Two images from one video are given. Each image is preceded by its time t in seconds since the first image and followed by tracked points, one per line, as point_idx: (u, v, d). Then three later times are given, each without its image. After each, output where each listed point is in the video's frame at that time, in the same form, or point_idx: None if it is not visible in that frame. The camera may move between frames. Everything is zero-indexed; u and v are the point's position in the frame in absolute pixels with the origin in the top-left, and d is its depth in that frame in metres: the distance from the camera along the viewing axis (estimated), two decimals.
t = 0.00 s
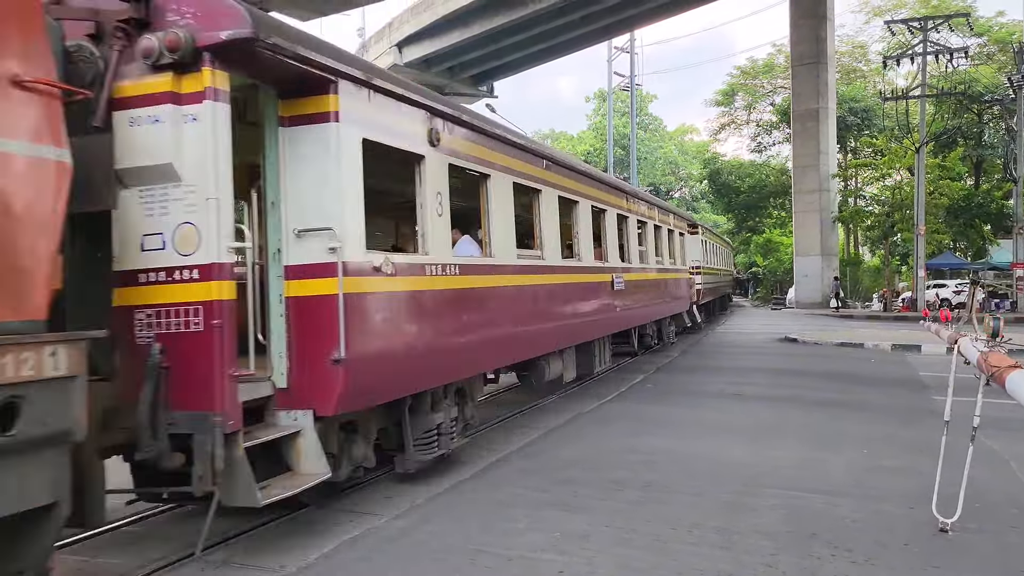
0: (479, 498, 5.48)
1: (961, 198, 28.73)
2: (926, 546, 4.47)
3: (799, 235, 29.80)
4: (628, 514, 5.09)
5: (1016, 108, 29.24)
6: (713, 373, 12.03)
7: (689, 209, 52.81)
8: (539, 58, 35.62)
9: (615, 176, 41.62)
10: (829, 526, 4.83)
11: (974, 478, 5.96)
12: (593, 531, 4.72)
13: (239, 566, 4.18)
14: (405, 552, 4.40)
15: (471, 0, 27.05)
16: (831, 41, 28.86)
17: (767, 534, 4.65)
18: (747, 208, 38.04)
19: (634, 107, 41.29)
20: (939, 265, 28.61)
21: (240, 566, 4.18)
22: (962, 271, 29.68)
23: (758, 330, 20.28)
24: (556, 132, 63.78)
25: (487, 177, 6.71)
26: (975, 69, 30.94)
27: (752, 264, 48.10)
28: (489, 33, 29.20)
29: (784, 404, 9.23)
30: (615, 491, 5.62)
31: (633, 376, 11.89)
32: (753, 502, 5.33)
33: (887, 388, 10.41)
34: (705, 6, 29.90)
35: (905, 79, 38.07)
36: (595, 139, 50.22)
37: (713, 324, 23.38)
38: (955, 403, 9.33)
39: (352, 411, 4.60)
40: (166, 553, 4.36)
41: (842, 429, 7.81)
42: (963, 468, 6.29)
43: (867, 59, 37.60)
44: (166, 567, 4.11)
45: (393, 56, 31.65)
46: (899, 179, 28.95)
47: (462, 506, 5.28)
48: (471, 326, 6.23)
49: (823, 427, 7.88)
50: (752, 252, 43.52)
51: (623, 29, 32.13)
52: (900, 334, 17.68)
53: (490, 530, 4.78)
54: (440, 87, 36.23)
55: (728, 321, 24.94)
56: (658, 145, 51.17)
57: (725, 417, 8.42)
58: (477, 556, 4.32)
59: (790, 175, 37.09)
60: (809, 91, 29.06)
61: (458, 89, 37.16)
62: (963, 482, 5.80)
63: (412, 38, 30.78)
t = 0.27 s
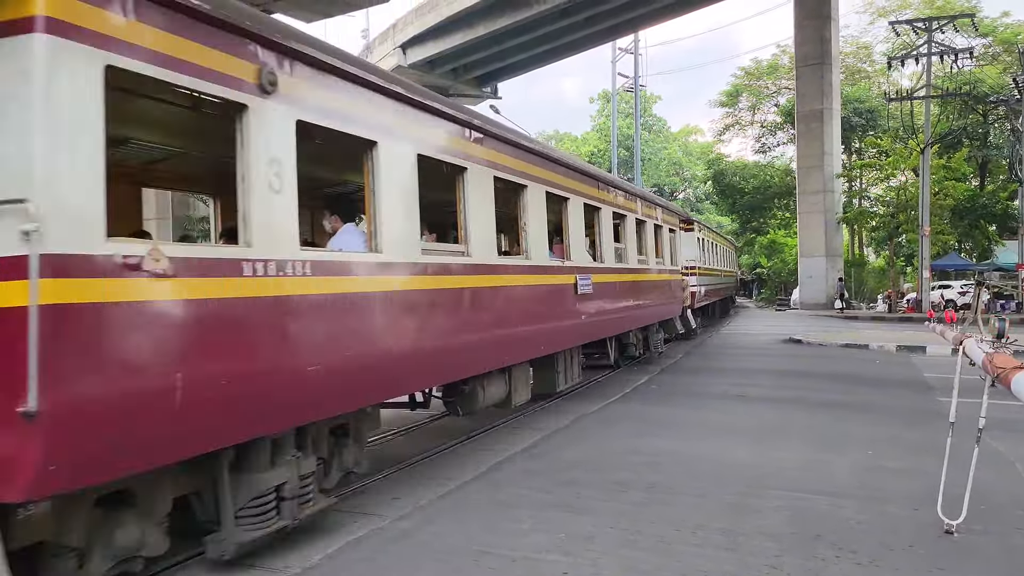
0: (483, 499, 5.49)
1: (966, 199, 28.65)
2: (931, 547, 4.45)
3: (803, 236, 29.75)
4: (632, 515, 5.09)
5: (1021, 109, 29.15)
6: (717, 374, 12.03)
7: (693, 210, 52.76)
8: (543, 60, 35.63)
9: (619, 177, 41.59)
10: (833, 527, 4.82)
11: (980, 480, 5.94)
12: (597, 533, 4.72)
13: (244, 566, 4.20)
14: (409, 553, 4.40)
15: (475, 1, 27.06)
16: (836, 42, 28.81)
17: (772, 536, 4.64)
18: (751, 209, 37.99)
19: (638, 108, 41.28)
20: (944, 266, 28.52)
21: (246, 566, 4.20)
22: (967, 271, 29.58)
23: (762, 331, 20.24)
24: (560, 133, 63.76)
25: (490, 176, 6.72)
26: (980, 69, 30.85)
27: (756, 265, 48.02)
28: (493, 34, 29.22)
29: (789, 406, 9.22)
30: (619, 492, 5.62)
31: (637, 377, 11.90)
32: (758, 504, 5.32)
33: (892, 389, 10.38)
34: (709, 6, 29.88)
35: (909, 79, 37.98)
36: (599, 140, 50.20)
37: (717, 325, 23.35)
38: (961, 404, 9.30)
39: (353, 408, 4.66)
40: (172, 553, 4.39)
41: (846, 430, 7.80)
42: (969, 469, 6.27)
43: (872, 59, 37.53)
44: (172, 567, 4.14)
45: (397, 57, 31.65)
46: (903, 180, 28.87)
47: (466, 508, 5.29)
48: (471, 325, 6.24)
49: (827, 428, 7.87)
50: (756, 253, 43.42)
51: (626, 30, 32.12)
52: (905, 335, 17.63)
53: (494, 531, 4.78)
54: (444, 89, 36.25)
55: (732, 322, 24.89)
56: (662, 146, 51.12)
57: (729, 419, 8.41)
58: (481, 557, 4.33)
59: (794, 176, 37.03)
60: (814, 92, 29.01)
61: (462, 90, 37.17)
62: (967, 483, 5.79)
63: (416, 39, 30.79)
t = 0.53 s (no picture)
0: (487, 500, 5.49)
1: (971, 199, 28.57)
2: (936, 549, 4.44)
3: (808, 237, 29.70)
4: (636, 516, 5.09)
5: None
6: (721, 375, 12.02)
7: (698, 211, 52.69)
8: (547, 60, 35.63)
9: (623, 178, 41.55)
10: (838, 528, 4.81)
11: (985, 481, 5.93)
12: (601, 534, 4.72)
13: (248, 566, 4.21)
14: (413, 553, 4.41)
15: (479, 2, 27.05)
16: (841, 43, 28.74)
17: (776, 537, 4.64)
18: (756, 209, 37.93)
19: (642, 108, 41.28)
20: (949, 267, 28.42)
21: (250, 566, 4.21)
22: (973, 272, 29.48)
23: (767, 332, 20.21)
24: (564, 134, 63.74)
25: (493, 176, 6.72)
26: (985, 69, 30.77)
27: (761, 266, 47.93)
28: (497, 35, 29.22)
29: (794, 407, 9.20)
30: (623, 493, 5.62)
31: (641, 378, 11.91)
32: (762, 505, 5.32)
33: (897, 391, 10.36)
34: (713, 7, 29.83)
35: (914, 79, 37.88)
36: (603, 140, 50.17)
37: (721, 326, 23.30)
38: (966, 405, 9.28)
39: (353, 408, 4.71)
40: (177, 554, 4.40)
41: (851, 431, 7.79)
42: (974, 471, 6.25)
43: (877, 59, 37.46)
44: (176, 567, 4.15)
45: (401, 58, 31.63)
46: (908, 181, 28.78)
47: (470, 508, 5.29)
48: (473, 325, 6.23)
49: (832, 429, 7.85)
50: (760, 254, 43.35)
51: (630, 31, 32.10)
52: (910, 336, 17.59)
53: (498, 531, 4.79)
54: (448, 90, 36.28)
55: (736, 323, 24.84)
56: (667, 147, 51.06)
57: (733, 420, 8.40)
58: (484, 558, 4.33)
59: (799, 176, 36.95)
60: (819, 93, 28.94)
61: (466, 91, 37.18)
62: (972, 484, 5.77)
63: (420, 40, 30.80)
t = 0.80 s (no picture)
0: (491, 500, 5.50)
1: (975, 200, 28.48)
2: (942, 550, 4.44)
3: (812, 238, 29.65)
4: (641, 517, 5.09)
5: None
6: (725, 376, 12.01)
7: (702, 212, 52.64)
8: (551, 61, 35.62)
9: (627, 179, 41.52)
10: (843, 530, 4.81)
11: (990, 483, 5.91)
12: (605, 535, 4.72)
13: (253, 566, 4.23)
14: (416, 554, 4.42)
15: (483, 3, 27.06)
16: (845, 43, 28.69)
17: (781, 538, 4.64)
18: (760, 210, 37.89)
19: (646, 109, 41.28)
20: (954, 268, 28.33)
21: (254, 566, 4.22)
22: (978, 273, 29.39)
23: (771, 333, 20.17)
24: (568, 135, 63.74)
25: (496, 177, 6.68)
26: (990, 69, 30.68)
27: (765, 267, 47.87)
28: (501, 36, 29.23)
29: (799, 408, 9.19)
30: (628, 494, 5.63)
31: (646, 379, 11.89)
32: (767, 506, 5.32)
33: (902, 392, 10.34)
34: (717, 8, 29.80)
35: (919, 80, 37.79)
36: (607, 141, 50.17)
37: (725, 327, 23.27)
38: (971, 406, 9.25)
39: (358, 408, 4.71)
40: (178, 554, 4.41)
41: (856, 432, 7.78)
42: (979, 472, 6.24)
43: (881, 60, 37.39)
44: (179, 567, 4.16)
45: (405, 59, 31.66)
46: (913, 182, 28.68)
47: (475, 509, 5.31)
48: (481, 325, 6.25)
49: (836, 430, 7.85)
50: (765, 255, 43.30)
51: (634, 32, 32.08)
52: (915, 337, 17.50)
53: (502, 532, 4.80)
54: (452, 91, 36.31)
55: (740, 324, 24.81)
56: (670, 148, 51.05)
57: (737, 420, 8.40)
58: (488, 559, 4.34)
59: (803, 177, 36.89)
60: (823, 93, 28.90)
61: (470, 92, 37.19)
62: (977, 486, 5.76)
63: (424, 41, 30.81)
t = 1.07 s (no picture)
0: (494, 501, 5.50)
1: (980, 200, 28.41)
2: (947, 552, 4.43)
3: (816, 238, 29.61)
4: (644, 517, 5.10)
5: None
6: (729, 376, 11.99)
7: (705, 212, 52.57)
8: (555, 62, 35.60)
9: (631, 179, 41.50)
10: (846, 531, 4.80)
11: (994, 484, 5.90)
12: (609, 535, 4.73)
13: (255, 566, 4.24)
14: (419, 554, 4.43)
15: (487, 3, 27.06)
16: (849, 44, 28.64)
17: (784, 539, 4.64)
18: (763, 211, 37.82)
19: (650, 110, 41.25)
20: (959, 268, 28.26)
21: (256, 566, 4.23)
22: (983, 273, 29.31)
23: (775, 334, 20.14)
24: (571, 135, 63.71)
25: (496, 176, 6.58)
26: (995, 69, 30.59)
27: (769, 268, 47.82)
28: (505, 36, 29.23)
29: (803, 408, 9.17)
30: (631, 494, 5.63)
31: (650, 379, 11.89)
32: (771, 506, 5.32)
33: (906, 392, 10.33)
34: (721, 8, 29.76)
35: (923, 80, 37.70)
36: (610, 141, 50.16)
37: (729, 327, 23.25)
38: (975, 407, 9.22)
39: (359, 409, 4.67)
40: (181, 554, 4.42)
41: (859, 433, 7.76)
42: (983, 473, 6.23)
43: (885, 60, 37.32)
44: (181, 567, 4.17)
45: (409, 60, 31.68)
46: (917, 182, 28.61)
47: (478, 509, 5.31)
48: (487, 326, 6.25)
49: (840, 431, 7.84)
50: (769, 255, 43.23)
51: (638, 32, 32.06)
52: (920, 338, 17.45)
53: (505, 532, 4.80)
54: (456, 91, 36.32)
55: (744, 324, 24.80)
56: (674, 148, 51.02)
57: (741, 421, 8.39)
58: (490, 559, 4.34)
59: (808, 177, 36.82)
60: (827, 94, 28.85)
61: (474, 93, 37.18)
62: (981, 487, 5.75)
63: (428, 42, 30.82)
